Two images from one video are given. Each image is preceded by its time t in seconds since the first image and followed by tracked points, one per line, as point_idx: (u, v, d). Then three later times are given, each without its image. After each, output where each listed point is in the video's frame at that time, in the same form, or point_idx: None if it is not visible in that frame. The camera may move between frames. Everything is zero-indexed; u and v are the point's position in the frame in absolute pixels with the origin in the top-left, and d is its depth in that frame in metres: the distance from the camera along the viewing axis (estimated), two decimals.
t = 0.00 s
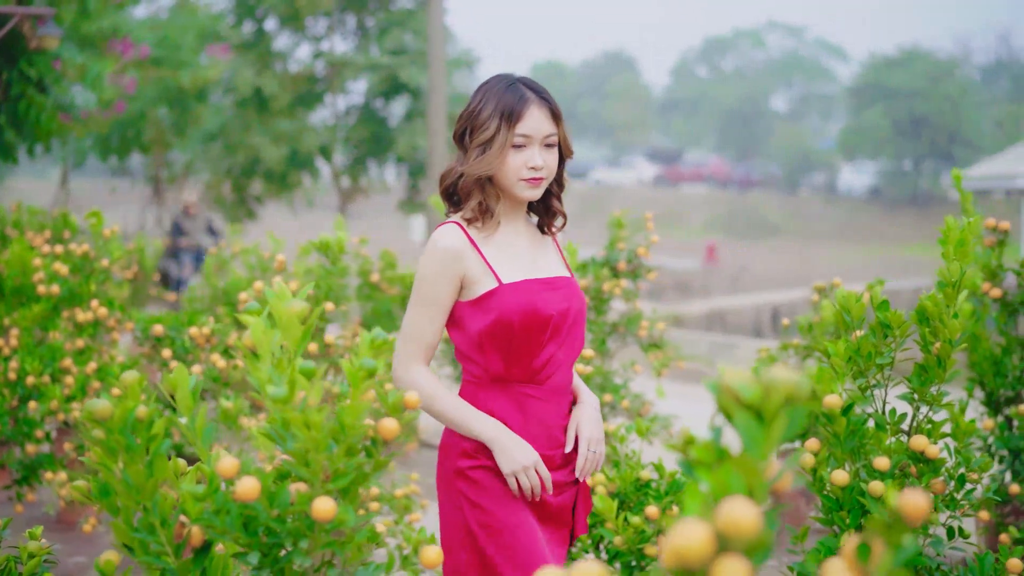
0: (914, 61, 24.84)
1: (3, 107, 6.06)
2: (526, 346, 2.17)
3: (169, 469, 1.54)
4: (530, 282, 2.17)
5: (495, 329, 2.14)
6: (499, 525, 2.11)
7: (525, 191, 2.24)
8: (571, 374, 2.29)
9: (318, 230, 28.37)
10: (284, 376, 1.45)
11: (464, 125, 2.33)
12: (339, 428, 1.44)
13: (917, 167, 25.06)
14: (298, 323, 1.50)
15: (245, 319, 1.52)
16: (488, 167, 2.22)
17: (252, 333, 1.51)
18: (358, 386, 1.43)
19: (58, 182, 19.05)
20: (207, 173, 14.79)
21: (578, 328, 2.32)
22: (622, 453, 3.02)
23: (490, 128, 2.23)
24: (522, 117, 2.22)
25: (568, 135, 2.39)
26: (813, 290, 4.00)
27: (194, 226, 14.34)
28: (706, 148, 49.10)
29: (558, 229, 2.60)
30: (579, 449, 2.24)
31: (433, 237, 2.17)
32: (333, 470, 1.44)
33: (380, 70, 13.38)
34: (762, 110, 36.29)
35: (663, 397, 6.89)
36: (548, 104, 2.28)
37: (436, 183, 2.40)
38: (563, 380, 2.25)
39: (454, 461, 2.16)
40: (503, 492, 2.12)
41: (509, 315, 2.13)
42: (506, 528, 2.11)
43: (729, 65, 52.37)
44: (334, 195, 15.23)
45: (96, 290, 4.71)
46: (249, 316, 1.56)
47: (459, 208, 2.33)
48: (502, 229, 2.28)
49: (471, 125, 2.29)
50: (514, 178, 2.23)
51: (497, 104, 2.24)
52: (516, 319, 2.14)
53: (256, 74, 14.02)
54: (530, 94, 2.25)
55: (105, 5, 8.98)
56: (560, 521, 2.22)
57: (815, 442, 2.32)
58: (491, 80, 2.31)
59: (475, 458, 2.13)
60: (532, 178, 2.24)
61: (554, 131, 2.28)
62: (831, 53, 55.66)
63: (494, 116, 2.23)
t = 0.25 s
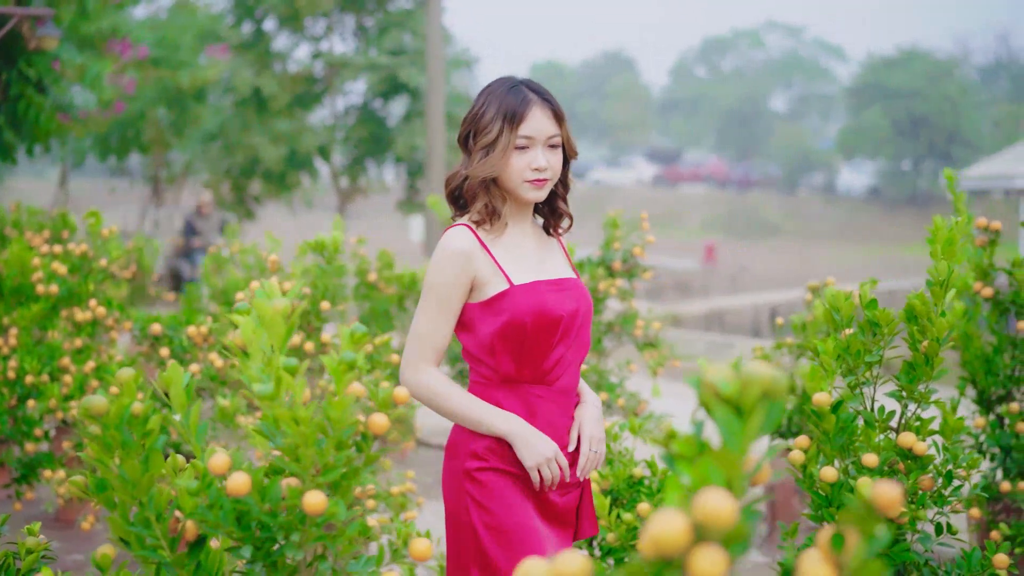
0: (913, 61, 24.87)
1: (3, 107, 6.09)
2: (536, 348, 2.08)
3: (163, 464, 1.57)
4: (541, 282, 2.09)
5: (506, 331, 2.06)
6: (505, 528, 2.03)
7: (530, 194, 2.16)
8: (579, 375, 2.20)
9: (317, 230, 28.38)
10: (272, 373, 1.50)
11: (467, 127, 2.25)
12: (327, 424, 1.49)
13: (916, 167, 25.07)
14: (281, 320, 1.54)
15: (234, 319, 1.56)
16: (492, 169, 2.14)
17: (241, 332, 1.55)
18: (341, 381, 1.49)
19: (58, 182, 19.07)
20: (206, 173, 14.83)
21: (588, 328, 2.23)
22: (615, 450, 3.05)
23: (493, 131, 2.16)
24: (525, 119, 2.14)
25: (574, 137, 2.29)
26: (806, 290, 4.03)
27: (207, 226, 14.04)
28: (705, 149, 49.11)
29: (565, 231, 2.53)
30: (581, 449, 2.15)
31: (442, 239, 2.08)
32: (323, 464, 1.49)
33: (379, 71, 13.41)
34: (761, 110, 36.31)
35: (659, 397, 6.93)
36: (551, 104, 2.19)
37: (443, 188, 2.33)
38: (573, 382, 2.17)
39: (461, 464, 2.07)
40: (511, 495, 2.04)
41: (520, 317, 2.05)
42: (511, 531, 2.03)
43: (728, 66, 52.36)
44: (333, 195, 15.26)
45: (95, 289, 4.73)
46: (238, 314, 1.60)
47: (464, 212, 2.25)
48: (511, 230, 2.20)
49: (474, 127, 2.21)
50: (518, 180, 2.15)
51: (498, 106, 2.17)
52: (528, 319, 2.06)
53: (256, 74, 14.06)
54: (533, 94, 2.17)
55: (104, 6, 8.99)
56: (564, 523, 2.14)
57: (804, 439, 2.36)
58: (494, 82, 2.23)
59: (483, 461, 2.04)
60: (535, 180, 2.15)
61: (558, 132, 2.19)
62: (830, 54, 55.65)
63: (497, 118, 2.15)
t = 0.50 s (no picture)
0: (912, 61, 24.87)
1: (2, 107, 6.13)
2: (548, 352, 2.02)
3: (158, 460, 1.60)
4: (553, 285, 2.03)
5: (519, 335, 2.00)
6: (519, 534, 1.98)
7: (535, 198, 2.12)
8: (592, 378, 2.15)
9: (315, 230, 28.38)
10: (264, 371, 1.54)
11: (472, 134, 2.20)
12: (318, 420, 1.53)
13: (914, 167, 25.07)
14: (271, 318, 1.57)
15: (224, 317, 1.57)
16: (498, 174, 2.09)
17: (232, 332, 1.56)
18: (332, 378, 1.54)
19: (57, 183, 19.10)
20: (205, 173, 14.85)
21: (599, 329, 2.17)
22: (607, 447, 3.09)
23: (498, 137, 2.10)
24: (529, 124, 2.09)
25: (578, 141, 2.25)
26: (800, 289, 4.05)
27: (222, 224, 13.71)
28: (705, 149, 49.11)
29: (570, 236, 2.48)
30: (594, 452, 2.10)
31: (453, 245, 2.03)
32: (315, 458, 1.53)
33: (378, 71, 13.43)
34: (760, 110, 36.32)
35: (655, 396, 6.97)
36: (556, 108, 2.14)
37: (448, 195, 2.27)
38: (586, 385, 2.11)
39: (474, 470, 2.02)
40: (525, 501, 1.98)
41: (533, 320, 2.00)
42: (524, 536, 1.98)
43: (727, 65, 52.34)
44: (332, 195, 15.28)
45: (94, 289, 4.76)
46: (229, 314, 1.62)
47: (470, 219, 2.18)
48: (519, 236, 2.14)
49: (479, 134, 2.16)
50: (524, 185, 2.11)
51: (503, 111, 2.12)
52: (541, 323, 2.00)
53: (255, 74, 14.10)
54: (536, 99, 2.12)
55: (103, 6, 9.00)
56: (577, 530, 2.09)
57: (794, 437, 2.38)
58: (498, 88, 2.19)
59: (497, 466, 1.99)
60: (541, 184, 2.11)
61: (562, 136, 2.15)
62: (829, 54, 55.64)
63: (502, 123, 2.10)
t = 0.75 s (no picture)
0: (910, 61, 24.88)
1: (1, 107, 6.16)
2: (565, 355, 1.98)
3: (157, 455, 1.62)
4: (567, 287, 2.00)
5: (535, 339, 1.97)
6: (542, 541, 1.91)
7: (545, 203, 2.06)
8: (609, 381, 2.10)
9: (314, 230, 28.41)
10: (260, 367, 1.56)
11: (479, 141, 2.16)
12: (315, 415, 1.57)
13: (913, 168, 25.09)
14: (269, 316, 1.60)
15: (221, 317, 1.60)
16: (507, 181, 2.05)
17: (228, 330, 1.59)
18: (329, 374, 1.57)
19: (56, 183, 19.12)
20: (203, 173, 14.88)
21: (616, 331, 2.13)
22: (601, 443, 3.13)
23: (505, 142, 2.06)
24: (536, 129, 2.05)
25: (587, 143, 2.21)
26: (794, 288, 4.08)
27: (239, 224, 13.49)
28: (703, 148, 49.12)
29: (581, 240, 2.44)
30: (613, 456, 2.06)
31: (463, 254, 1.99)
32: (310, 453, 1.57)
33: (377, 72, 13.45)
34: (759, 110, 36.33)
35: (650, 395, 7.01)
36: (563, 113, 2.10)
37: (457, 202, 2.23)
38: (604, 388, 2.07)
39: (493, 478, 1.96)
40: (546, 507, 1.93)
41: (549, 323, 1.96)
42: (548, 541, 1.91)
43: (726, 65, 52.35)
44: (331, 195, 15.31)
45: (92, 288, 4.78)
46: (226, 313, 1.65)
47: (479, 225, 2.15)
48: (528, 241, 2.11)
49: (487, 140, 2.12)
50: (533, 190, 2.06)
51: (510, 117, 2.07)
52: (558, 326, 1.96)
53: (253, 74, 14.12)
54: (543, 104, 2.08)
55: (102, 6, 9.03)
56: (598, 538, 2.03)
57: (787, 435, 2.39)
58: (504, 94, 2.15)
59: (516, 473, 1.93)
60: (550, 189, 2.06)
61: (571, 139, 2.10)
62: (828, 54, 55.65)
63: (509, 129, 2.06)
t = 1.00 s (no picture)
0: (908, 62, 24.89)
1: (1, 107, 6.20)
2: (575, 354, 2.04)
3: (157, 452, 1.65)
4: (575, 287, 2.06)
5: (544, 339, 2.03)
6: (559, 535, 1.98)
7: (555, 204, 2.09)
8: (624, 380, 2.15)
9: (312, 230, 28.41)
10: (262, 363, 1.57)
11: (487, 144, 2.19)
12: (314, 413, 1.58)
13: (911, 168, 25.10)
14: (272, 313, 1.61)
15: (223, 316, 1.61)
16: (516, 183, 2.08)
17: (229, 329, 1.60)
18: (330, 373, 1.57)
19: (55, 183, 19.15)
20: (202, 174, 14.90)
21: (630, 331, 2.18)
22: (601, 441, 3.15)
23: (514, 144, 2.09)
24: (545, 130, 2.08)
25: (595, 144, 2.24)
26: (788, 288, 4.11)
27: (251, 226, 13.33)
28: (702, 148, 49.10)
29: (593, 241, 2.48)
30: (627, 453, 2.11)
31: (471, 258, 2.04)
32: (308, 450, 1.57)
33: (375, 72, 13.47)
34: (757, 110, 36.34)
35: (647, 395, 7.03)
36: (571, 113, 2.13)
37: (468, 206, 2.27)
38: (618, 387, 2.12)
39: (511, 477, 2.02)
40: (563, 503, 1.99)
41: (558, 322, 2.02)
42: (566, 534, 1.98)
43: (724, 65, 52.33)
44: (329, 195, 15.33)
45: (92, 288, 4.81)
46: (226, 313, 1.67)
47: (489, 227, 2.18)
48: (537, 243, 2.15)
49: (495, 143, 2.15)
50: (542, 191, 2.09)
51: (519, 119, 2.11)
52: (567, 326, 2.02)
53: (252, 75, 14.15)
54: (551, 105, 2.11)
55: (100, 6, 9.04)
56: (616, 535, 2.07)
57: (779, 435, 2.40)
58: (512, 97, 2.18)
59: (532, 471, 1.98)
60: (560, 190, 2.09)
61: (579, 140, 2.13)
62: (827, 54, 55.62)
63: (517, 131, 2.09)
